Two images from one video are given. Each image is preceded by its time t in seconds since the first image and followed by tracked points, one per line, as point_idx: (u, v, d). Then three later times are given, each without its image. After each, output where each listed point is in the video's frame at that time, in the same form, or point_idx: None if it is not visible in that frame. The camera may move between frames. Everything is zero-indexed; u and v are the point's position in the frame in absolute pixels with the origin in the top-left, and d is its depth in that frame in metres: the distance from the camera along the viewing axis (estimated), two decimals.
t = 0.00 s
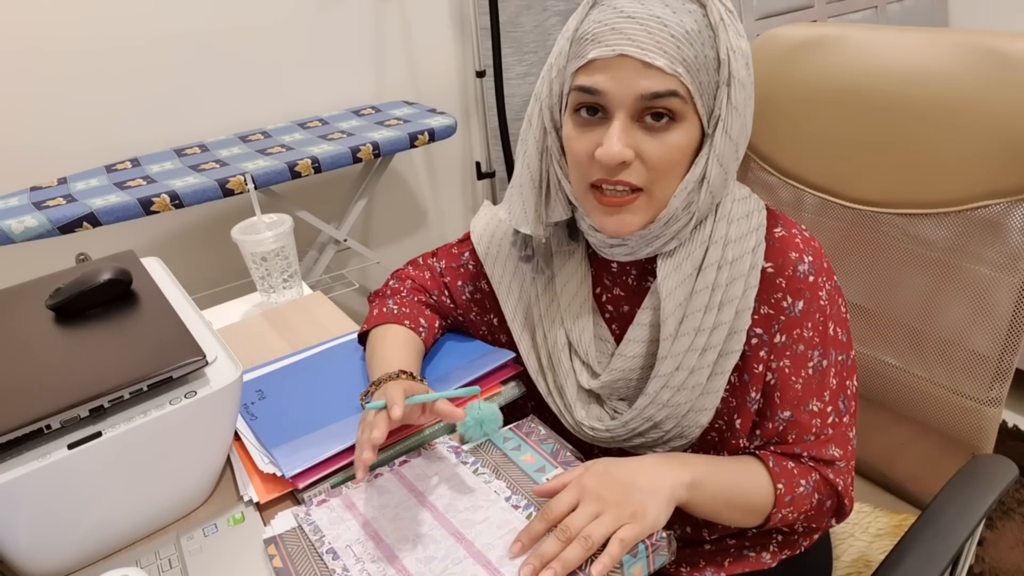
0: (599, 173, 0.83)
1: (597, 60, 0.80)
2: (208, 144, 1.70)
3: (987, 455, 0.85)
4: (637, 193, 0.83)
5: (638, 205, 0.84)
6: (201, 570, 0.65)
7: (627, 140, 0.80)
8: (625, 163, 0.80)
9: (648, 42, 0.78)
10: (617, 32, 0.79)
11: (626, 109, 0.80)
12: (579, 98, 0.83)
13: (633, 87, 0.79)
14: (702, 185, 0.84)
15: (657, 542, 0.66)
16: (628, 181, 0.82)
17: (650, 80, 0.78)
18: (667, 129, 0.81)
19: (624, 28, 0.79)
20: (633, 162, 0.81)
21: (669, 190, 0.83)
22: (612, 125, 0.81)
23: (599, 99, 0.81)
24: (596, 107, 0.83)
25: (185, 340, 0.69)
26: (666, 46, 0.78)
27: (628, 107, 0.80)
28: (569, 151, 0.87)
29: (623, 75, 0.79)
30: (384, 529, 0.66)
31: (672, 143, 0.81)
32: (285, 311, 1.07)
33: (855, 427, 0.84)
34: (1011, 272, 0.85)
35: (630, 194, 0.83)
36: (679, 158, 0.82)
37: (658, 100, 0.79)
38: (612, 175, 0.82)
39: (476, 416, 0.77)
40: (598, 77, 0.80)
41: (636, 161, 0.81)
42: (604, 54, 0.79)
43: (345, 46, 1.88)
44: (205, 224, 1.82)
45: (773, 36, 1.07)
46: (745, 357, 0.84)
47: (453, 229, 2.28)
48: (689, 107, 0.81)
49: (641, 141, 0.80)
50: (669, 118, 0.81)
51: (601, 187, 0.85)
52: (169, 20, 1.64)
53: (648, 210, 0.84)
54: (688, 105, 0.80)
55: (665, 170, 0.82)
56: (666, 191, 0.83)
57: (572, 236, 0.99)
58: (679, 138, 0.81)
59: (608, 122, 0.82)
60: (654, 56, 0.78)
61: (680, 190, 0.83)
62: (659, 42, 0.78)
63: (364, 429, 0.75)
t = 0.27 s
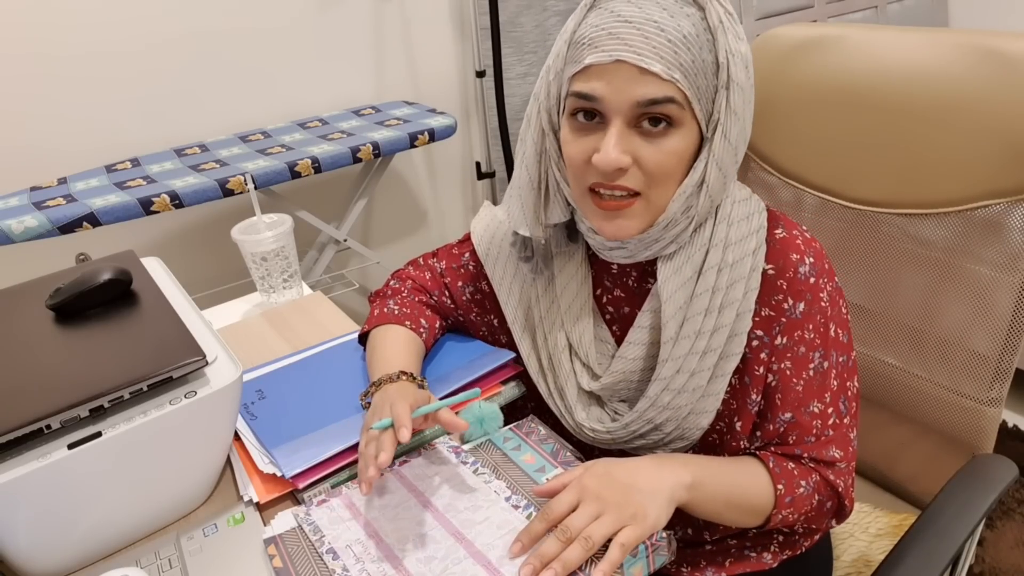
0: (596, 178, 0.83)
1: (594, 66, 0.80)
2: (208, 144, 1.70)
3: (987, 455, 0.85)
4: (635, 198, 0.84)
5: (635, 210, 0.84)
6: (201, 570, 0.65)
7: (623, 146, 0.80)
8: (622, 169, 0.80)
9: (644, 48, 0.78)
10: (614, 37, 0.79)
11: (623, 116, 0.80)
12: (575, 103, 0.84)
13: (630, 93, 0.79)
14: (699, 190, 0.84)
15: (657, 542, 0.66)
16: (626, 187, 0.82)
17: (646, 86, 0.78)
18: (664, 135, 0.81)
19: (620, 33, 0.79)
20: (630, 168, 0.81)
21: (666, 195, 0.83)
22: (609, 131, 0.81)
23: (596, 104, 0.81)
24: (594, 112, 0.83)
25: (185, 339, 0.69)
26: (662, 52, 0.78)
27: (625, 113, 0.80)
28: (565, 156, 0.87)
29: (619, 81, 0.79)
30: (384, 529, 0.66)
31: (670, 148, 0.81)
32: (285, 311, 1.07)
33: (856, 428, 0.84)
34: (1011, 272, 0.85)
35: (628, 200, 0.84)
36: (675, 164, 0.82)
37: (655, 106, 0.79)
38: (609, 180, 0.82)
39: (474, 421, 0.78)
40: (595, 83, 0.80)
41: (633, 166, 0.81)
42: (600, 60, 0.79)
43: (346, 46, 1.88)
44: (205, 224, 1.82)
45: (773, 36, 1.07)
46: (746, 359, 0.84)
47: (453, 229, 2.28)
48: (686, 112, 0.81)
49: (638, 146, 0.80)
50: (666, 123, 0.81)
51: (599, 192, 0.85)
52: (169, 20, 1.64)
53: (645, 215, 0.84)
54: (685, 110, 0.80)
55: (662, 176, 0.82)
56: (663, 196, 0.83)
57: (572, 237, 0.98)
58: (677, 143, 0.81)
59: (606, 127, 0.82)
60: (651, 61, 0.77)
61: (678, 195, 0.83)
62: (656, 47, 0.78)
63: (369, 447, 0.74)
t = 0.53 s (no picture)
0: (595, 179, 0.83)
1: (595, 66, 0.80)
2: (208, 144, 1.70)
3: (987, 455, 0.85)
4: (633, 199, 0.83)
5: (632, 210, 0.84)
6: (201, 570, 0.65)
7: (622, 147, 0.80)
8: (620, 169, 0.80)
9: (645, 48, 0.78)
10: (615, 37, 0.79)
11: (622, 117, 0.80)
12: (575, 103, 0.84)
13: (630, 94, 0.79)
14: (699, 192, 0.84)
15: (656, 542, 0.66)
16: (624, 188, 0.82)
17: (647, 87, 0.78)
18: (663, 136, 0.81)
19: (622, 33, 0.79)
20: (628, 169, 0.81)
21: (665, 195, 0.83)
22: (609, 131, 0.80)
23: (597, 104, 0.81)
24: (594, 111, 0.83)
25: (185, 339, 0.69)
26: (663, 53, 0.78)
27: (625, 114, 0.80)
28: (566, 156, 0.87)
29: (620, 82, 0.79)
30: (384, 529, 0.66)
31: (669, 149, 0.81)
32: (285, 311, 1.07)
33: (857, 424, 0.84)
34: (1010, 271, 0.85)
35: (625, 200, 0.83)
36: (673, 166, 0.82)
37: (654, 107, 0.79)
38: (607, 181, 0.82)
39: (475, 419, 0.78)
40: (595, 83, 0.80)
41: (632, 167, 0.81)
42: (601, 60, 0.79)
43: (346, 46, 1.88)
44: (205, 224, 1.82)
45: (773, 36, 1.06)
46: (748, 357, 0.84)
47: (453, 229, 2.28)
48: (687, 113, 0.81)
49: (638, 147, 0.80)
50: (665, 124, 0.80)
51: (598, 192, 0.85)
52: (169, 19, 1.64)
53: (642, 215, 0.84)
54: (684, 112, 0.80)
55: (659, 178, 0.82)
56: (661, 197, 0.83)
57: (572, 236, 0.99)
58: (676, 144, 0.81)
59: (605, 127, 0.82)
60: (652, 62, 0.77)
61: (676, 195, 0.83)
62: (657, 48, 0.78)
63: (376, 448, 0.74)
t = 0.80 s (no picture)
0: (598, 175, 0.83)
1: (597, 63, 0.80)
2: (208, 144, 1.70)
3: (988, 455, 0.85)
4: (637, 195, 0.83)
5: (638, 205, 0.84)
6: (201, 570, 0.65)
7: (625, 143, 0.80)
8: (624, 165, 0.81)
9: (647, 45, 0.78)
10: (617, 34, 0.79)
11: (625, 113, 0.80)
12: (578, 100, 0.84)
13: (632, 91, 0.79)
14: (703, 187, 0.84)
15: (658, 543, 0.64)
16: (628, 184, 0.82)
17: (649, 84, 0.78)
18: (666, 133, 0.81)
19: (624, 29, 0.79)
20: (632, 165, 0.81)
21: (669, 190, 0.83)
22: (612, 127, 0.81)
23: (599, 101, 0.81)
24: (597, 108, 0.83)
25: (185, 339, 0.69)
26: (665, 49, 0.78)
27: (628, 110, 0.80)
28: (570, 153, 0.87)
29: (622, 79, 0.79)
30: (385, 529, 0.66)
31: (672, 146, 0.81)
32: (285, 311, 1.07)
33: (863, 420, 0.84)
34: (1010, 272, 0.85)
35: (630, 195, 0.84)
36: (677, 162, 0.82)
37: (657, 104, 0.79)
38: (611, 177, 0.82)
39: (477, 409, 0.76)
40: (597, 80, 0.80)
41: (635, 163, 0.81)
42: (603, 57, 0.79)
43: (346, 46, 1.89)
44: (205, 224, 1.82)
45: (773, 36, 1.06)
46: (753, 352, 0.84)
47: (453, 229, 2.28)
48: (690, 109, 0.81)
49: (641, 143, 0.80)
50: (669, 121, 0.80)
51: (602, 188, 0.85)
52: (169, 20, 1.64)
53: (648, 210, 0.84)
54: (687, 108, 0.80)
55: (663, 173, 0.82)
56: (666, 192, 0.83)
57: (575, 231, 0.98)
58: (680, 140, 0.81)
59: (608, 123, 0.82)
60: (653, 58, 0.77)
61: (681, 190, 0.83)
62: (659, 45, 0.78)
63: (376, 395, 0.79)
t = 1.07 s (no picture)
0: (606, 175, 0.83)
1: (602, 61, 0.80)
2: (208, 144, 1.70)
3: (988, 455, 0.85)
4: (644, 192, 0.83)
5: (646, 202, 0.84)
6: (201, 570, 0.65)
7: (632, 143, 0.80)
8: (630, 165, 0.80)
9: (652, 43, 0.77)
10: (623, 32, 0.79)
11: (631, 112, 0.80)
12: (584, 101, 0.84)
13: (637, 90, 0.79)
14: (712, 183, 0.84)
15: (658, 543, 0.63)
16: (634, 183, 0.82)
17: (655, 82, 0.78)
18: (673, 130, 0.80)
19: (629, 27, 0.78)
20: (638, 164, 0.81)
21: (677, 186, 0.83)
22: (617, 127, 0.80)
23: (605, 101, 0.81)
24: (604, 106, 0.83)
25: (185, 340, 0.69)
26: (671, 47, 0.77)
27: (633, 111, 0.80)
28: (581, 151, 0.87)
29: (628, 77, 0.79)
30: (385, 529, 0.66)
31: (680, 143, 0.80)
32: (285, 311, 1.07)
33: (863, 427, 0.83)
34: (1010, 272, 0.85)
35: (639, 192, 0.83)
36: (684, 159, 0.82)
37: (662, 103, 0.79)
38: (618, 176, 0.82)
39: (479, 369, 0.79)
40: (603, 79, 0.80)
41: (642, 162, 0.81)
42: (609, 56, 0.79)
43: (346, 46, 1.88)
44: (205, 224, 1.82)
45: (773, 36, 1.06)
46: (759, 350, 0.84)
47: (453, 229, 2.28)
48: (697, 105, 0.80)
49: (647, 142, 0.80)
50: (675, 119, 0.80)
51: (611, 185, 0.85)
52: (169, 20, 1.64)
53: (655, 207, 0.84)
54: (694, 104, 0.80)
55: (671, 170, 0.82)
56: (674, 188, 0.83)
57: (589, 224, 0.99)
58: (687, 137, 0.81)
59: (614, 123, 0.82)
60: (658, 57, 0.77)
61: (689, 185, 0.83)
62: (664, 42, 0.77)
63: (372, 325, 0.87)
